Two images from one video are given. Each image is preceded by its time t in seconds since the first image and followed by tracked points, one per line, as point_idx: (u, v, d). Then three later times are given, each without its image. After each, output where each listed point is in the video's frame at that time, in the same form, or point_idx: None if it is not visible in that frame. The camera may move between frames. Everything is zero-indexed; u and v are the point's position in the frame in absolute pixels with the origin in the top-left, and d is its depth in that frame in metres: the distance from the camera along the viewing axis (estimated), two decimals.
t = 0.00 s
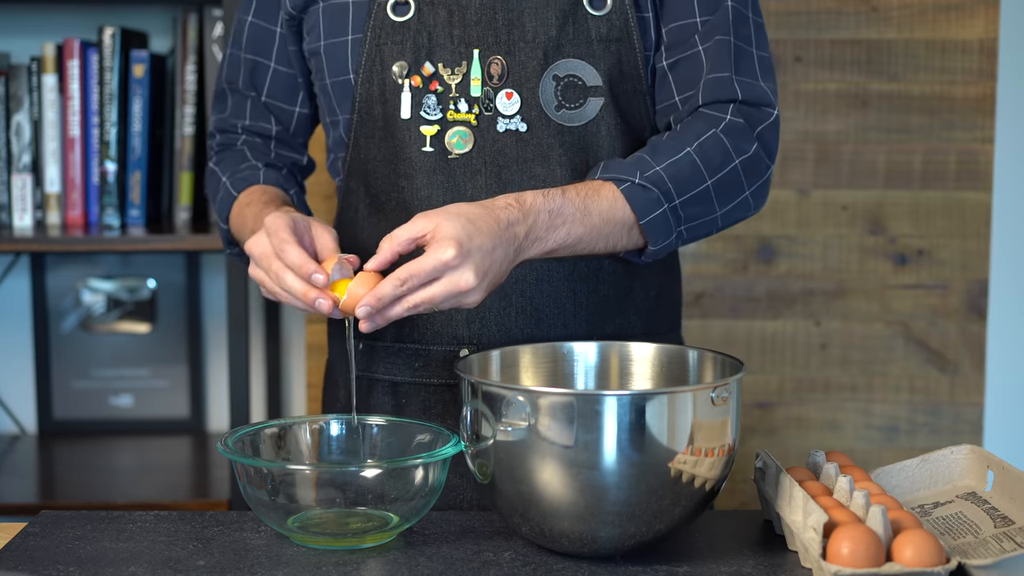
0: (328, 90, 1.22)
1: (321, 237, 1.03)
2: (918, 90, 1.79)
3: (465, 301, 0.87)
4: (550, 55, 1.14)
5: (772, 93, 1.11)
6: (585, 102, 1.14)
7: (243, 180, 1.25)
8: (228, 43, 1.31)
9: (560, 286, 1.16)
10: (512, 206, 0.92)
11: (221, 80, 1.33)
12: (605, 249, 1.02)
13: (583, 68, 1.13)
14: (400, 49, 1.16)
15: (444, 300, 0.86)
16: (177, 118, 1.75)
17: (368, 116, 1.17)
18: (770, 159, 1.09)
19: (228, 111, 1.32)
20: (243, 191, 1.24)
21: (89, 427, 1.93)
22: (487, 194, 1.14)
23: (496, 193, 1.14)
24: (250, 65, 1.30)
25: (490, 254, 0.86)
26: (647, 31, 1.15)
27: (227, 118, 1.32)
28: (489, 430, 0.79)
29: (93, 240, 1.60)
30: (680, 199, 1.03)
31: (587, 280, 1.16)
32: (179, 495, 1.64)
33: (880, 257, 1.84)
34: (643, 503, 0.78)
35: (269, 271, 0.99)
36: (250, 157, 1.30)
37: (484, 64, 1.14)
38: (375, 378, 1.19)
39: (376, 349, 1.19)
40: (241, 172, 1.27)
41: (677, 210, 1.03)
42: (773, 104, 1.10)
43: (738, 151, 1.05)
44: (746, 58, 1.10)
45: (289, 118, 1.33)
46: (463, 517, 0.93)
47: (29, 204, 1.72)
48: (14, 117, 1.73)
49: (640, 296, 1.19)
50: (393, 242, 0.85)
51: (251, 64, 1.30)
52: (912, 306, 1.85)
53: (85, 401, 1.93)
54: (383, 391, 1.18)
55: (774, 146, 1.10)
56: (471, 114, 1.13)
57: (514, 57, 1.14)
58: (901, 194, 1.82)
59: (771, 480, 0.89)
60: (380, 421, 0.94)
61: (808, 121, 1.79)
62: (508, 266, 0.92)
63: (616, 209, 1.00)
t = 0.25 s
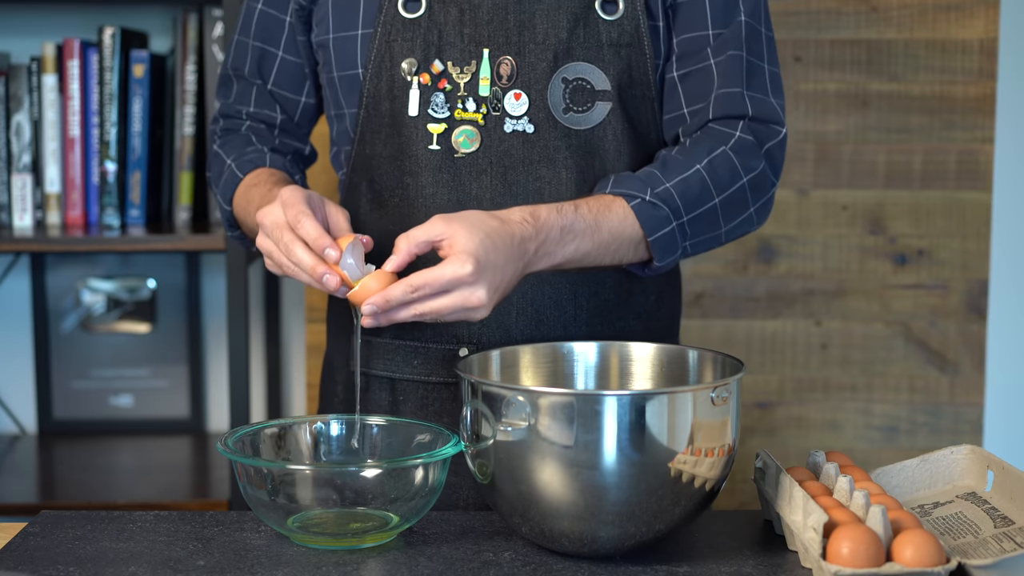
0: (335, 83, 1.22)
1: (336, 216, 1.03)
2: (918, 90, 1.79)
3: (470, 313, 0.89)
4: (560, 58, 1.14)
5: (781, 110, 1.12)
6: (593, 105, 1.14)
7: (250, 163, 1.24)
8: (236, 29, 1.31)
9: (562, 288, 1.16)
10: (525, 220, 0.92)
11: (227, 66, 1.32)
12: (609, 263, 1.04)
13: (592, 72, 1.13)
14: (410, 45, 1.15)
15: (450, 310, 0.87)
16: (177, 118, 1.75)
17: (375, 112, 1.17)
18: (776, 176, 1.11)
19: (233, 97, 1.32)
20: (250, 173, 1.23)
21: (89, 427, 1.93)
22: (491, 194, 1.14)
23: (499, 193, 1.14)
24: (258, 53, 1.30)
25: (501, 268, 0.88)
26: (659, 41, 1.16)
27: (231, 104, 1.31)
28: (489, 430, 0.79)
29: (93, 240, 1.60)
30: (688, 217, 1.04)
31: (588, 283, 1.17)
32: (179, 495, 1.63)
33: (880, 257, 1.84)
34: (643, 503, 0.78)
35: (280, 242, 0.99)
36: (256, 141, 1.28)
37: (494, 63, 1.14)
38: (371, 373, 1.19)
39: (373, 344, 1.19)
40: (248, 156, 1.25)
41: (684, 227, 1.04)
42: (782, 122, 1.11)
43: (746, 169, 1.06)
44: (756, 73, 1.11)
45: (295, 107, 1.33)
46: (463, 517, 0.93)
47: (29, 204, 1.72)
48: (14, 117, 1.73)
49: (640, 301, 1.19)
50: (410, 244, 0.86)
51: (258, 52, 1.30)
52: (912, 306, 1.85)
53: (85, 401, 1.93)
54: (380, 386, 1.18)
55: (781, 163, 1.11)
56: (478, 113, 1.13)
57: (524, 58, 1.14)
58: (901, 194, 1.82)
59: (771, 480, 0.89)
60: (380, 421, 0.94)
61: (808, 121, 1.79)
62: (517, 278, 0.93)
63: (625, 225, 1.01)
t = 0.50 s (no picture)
0: (344, 74, 1.21)
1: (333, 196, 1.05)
2: (918, 90, 1.79)
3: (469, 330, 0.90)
4: (570, 64, 1.14)
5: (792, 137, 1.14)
6: (601, 113, 1.14)
7: (253, 140, 1.25)
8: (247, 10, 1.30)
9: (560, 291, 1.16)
10: (543, 243, 0.94)
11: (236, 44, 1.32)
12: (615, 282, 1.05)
13: (601, 80, 1.13)
14: (421, 42, 1.15)
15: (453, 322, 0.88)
16: (177, 118, 1.75)
17: (382, 107, 1.17)
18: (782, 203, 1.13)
19: (240, 77, 1.32)
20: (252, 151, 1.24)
21: (89, 428, 1.93)
22: (494, 197, 1.14)
23: (502, 196, 1.14)
24: (267, 35, 1.29)
25: (511, 290, 0.89)
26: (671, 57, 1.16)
27: (239, 83, 1.32)
28: (489, 430, 0.79)
29: (93, 240, 1.60)
30: (696, 243, 1.06)
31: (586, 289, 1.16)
32: (179, 495, 1.63)
33: (880, 257, 1.84)
34: (643, 504, 0.78)
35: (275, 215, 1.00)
36: (260, 121, 1.29)
37: (504, 65, 1.14)
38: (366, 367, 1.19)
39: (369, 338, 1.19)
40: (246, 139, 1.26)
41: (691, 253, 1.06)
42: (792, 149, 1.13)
43: (755, 197, 1.08)
44: (770, 99, 1.12)
45: (300, 92, 1.32)
46: (463, 517, 0.93)
47: (29, 204, 1.72)
48: (14, 117, 1.73)
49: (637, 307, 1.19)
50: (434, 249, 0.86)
51: (268, 34, 1.29)
52: (912, 306, 1.85)
53: (85, 401, 1.93)
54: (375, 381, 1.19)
55: (788, 189, 1.13)
56: (486, 114, 1.14)
57: (535, 62, 1.14)
58: (901, 194, 1.82)
59: (771, 480, 0.89)
60: (379, 421, 0.94)
61: (808, 121, 1.79)
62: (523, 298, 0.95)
63: (636, 250, 1.02)
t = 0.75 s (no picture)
0: (349, 71, 1.22)
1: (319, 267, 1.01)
2: (918, 90, 1.79)
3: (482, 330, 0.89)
4: (575, 68, 1.14)
5: (800, 146, 1.14)
6: (605, 116, 1.14)
7: (250, 159, 1.25)
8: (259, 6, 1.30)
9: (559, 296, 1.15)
10: (554, 245, 0.94)
11: (247, 41, 1.32)
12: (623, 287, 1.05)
13: (606, 83, 1.13)
14: (427, 42, 1.15)
15: (466, 322, 0.87)
16: (177, 118, 1.75)
17: (387, 105, 1.17)
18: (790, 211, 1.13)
19: (248, 74, 1.32)
20: (250, 172, 1.25)
21: (89, 428, 1.93)
22: (495, 198, 1.14)
23: (504, 198, 1.14)
24: (277, 31, 1.29)
25: (524, 291, 0.88)
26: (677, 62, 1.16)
27: (246, 81, 1.32)
28: (489, 430, 0.79)
29: (93, 240, 1.60)
30: (705, 248, 1.06)
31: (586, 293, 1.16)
32: (179, 495, 1.63)
33: (880, 257, 1.84)
34: (643, 503, 0.78)
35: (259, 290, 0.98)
36: (262, 131, 1.28)
37: (509, 67, 1.14)
38: (365, 365, 1.20)
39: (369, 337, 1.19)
40: (249, 150, 1.26)
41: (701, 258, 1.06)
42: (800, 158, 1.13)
43: (764, 203, 1.08)
44: (779, 106, 1.12)
45: (308, 89, 1.32)
46: (463, 517, 0.93)
47: (29, 204, 1.72)
48: (14, 117, 1.73)
49: (636, 311, 1.19)
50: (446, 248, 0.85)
51: (278, 30, 1.29)
52: (912, 306, 1.85)
53: (84, 401, 1.93)
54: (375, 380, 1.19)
55: (796, 197, 1.13)
56: (489, 116, 1.13)
57: (540, 64, 1.14)
58: (901, 194, 1.82)
59: (771, 480, 0.89)
60: (380, 421, 0.94)
61: (808, 121, 1.79)
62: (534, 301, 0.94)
63: (646, 255, 1.02)
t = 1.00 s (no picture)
0: (348, 75, 1.21)
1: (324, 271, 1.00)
2: (918, 90, 1.79)
3: (492, 331, 0.89)
4: (574, 68, 1.14)
5: (801, 135, 1.14)
6: (605, 116, 1.14)
7: (250, 175, 1.25)
8: (259, 16, 1.30)
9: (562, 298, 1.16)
10: (555, 242, 0.94)
11: (247, 51, 1.32)
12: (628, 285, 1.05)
13: (605, 83, 1.14)
14: (425, 45, 1.15)
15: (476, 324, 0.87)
16: (177, 118, 1.75)
17: (386, 109, 1.17)
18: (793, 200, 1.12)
19: (249, 85, 1.32)
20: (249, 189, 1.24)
21: (89, 428, 1.93)
22: (497, 200, 1.14)
23: (505, 200, 1.14)
24: (277, 39, 1.29)
25: (530, 288, 0.88)
26: (676, 58, 1.17)
27: (247, 93, 1.32)
28: (489, 430, 0.79)
29: (93, 240, 1.60)
30: (709, 240, 1.06)
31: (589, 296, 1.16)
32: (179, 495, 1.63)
33: (880, 257, 1.84)
34: (643, 503, 0.78)
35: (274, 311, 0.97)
36: (263, 147, 1.28)
37: (507, 68, 1.14)
38: (371, 370, 1.20)
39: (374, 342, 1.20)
40: (250, 166, 1.26)
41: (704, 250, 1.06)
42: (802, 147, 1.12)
43: (765, 193, 1.08)
44: (778, 96, 1.12)
45: (311, 96, 1.32)
46: (464, 517, 0.93)
47: (29, 204, 1.72)
48: (14, 117, 1.73)
49: (639, 313, 1.20)
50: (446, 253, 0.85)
51: (278, 39, 1.29)
52: (912, 306, 1.85)
53: (84, 401, 1.93)
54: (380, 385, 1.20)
55: (798, 187, 1.12)
56: (489, 118, 1.13)
57: (538, 64, 1.14)
58: (901, 194, 1.82)
59: (771, 480, 0.89)
60: (380, 421, 0.94)
61: (808, 121, 1.79)
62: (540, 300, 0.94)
63: (650, 249, 1.02)
